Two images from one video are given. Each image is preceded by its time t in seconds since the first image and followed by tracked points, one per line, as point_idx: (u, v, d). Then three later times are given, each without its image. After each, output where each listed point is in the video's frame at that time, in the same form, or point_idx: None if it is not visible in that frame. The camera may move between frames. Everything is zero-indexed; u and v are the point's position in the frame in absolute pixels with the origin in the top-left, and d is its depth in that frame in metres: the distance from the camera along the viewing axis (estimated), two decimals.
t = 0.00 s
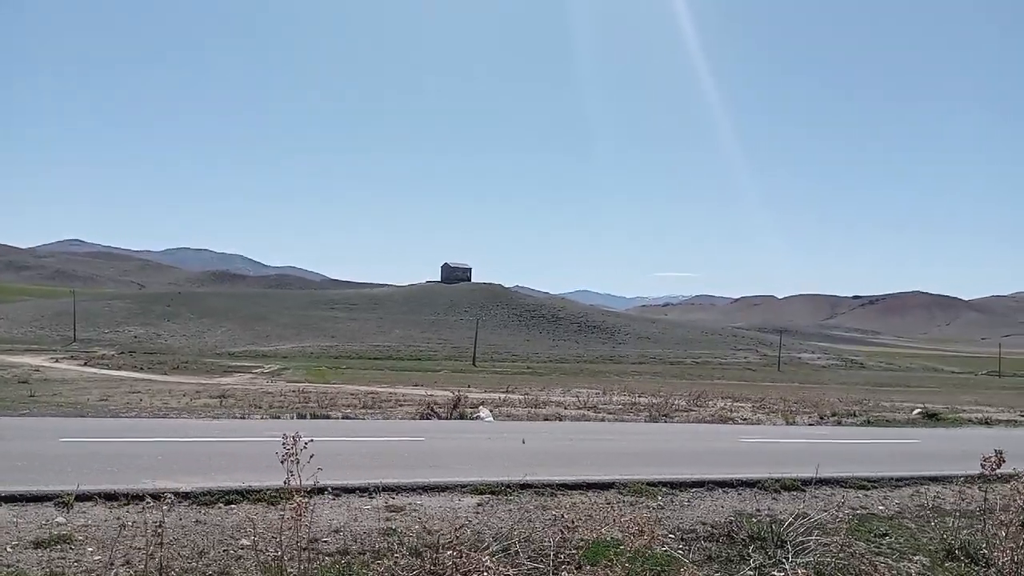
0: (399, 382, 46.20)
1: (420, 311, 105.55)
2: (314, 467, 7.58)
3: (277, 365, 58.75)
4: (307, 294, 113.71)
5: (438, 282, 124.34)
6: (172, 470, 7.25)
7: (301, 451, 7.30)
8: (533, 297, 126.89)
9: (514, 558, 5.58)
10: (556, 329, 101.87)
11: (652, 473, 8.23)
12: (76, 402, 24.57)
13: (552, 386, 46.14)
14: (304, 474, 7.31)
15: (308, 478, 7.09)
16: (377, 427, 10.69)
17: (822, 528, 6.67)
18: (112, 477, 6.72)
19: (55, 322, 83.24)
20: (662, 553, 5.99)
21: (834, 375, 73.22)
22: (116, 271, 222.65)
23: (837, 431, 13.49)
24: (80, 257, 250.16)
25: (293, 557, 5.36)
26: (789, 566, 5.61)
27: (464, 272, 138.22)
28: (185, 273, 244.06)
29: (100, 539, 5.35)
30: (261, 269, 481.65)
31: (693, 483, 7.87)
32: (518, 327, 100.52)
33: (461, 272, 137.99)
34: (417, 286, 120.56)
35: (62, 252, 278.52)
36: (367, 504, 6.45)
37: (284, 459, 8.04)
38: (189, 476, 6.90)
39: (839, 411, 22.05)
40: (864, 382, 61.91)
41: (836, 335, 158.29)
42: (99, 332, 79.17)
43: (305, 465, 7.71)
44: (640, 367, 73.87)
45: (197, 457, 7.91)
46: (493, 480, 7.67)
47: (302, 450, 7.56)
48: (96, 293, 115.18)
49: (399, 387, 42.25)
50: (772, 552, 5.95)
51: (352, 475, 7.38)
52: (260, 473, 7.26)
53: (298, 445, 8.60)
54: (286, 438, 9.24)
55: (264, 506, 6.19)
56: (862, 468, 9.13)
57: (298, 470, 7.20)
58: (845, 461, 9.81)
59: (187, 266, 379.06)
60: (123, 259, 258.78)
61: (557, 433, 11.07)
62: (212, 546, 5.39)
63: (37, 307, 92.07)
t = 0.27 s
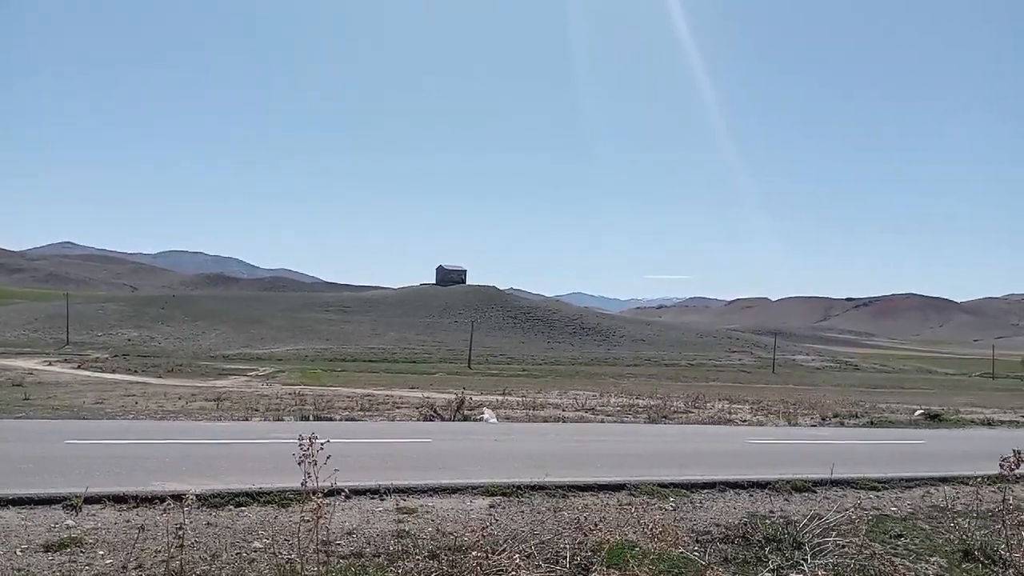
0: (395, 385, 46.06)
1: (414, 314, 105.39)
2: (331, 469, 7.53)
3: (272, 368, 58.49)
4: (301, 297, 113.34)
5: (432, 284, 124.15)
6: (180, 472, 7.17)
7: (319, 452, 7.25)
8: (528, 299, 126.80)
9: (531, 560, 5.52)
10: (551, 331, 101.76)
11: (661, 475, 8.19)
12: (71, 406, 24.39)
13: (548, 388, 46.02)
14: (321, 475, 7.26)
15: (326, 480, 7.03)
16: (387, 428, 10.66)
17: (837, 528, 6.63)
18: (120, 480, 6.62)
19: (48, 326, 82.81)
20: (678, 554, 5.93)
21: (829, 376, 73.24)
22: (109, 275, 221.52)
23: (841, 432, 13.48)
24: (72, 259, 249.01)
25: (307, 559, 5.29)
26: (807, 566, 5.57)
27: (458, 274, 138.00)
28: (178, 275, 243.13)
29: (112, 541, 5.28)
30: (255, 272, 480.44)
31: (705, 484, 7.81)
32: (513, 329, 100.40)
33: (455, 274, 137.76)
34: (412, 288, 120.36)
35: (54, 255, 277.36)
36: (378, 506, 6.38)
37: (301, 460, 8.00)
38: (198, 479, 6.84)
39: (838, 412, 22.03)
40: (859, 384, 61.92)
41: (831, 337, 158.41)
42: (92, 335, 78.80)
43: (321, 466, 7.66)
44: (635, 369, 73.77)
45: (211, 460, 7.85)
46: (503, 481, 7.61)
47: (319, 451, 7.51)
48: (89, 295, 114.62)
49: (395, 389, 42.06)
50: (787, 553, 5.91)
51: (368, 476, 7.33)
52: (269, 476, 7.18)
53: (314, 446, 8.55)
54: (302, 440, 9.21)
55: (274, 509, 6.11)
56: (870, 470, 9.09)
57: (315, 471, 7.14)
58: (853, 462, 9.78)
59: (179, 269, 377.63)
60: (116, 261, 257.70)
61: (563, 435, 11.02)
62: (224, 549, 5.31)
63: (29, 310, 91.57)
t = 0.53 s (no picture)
0: (387, 383, 45.91)
1: (406, 312, 105.13)
2: (350, 467, 7.43)
3: (263, 366, 58.22)
4: (292, 295, 112.93)
5: (424, 282, 123.91)
6: (185, 471, 7.06)
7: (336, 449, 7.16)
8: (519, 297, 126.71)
9: (547, 559, 5.44)
10: (542, 329, 101.72)
11: (671, 472, 8.12)
12: (62, 405, 24.15)
13: (541, 386, 45.97)
14: (340, 473, 7.17)
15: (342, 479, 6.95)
16: (395, 428, 10.57)
17: (850, 525, 6.58)
18: (125, 480, 6.50)
19: (36, 325, 82.21)
20: (694, 552, 5.86)
21: (820, 373, 73.46)
22: (97, 273, 220.17)
23: (844, 429, 13.47)
24: (59, 258, 247.46)
25: (320, 560, 5.19)
26: (825, 563, 5.51)
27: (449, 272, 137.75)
28: (167, 274, 241.85)
29: (119, 543, 5.17)
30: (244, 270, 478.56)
31: (715, 481, 7.74)
32: (505, 327, 100.31)
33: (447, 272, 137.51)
34: (403, 286, 120.12)
35: (41, 254, 275.79)
36: (388, 505, 6.29)
37: (320, 459, 7.90)
38: (204, 478, 6.73)
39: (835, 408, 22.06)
40: (851, 381, 62.11)
41: (821, 334, 159.03)
42: (81, 334, 78.29)
43: (340, 464, 7.58)
44: (627, 367, 73.80)
45: (221, 458, 7.74)
46: (512, 479, 7.52)
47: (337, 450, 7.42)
48: (77, 295, 113.84)
49: (388, 388, 41.91)
50: (804, 549, 5.85)
51: (380, 475, 7.25)
52: (276, 474, 7.09)
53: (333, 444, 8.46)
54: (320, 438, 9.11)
55: (283, 508, 6.01)
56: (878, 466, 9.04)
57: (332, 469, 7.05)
58: (858, 459, 9.76)
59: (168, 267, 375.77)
60: (104, 260, 256.23)
61: (566, 433, 10.95)
62: (235, 550, 5.22)
63: (17, 309, 90.85)
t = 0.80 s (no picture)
0: (386, 384, 45.90)
1: (403, 313, 105.11)
2: (369, 473, 7.38)
3: (262, 368, 58.12)
4: (289, 297, 112.84)
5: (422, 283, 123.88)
6: (199, 476, 7.01)
7: (359, 454, 7.11)
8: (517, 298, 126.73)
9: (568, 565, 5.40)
10: (541, 330, 101.74)
11: (684, 475, 8.10)
12: (62, 408, 24.08)
13: (540, 387, 45.97)
14: (362, 479, 7.11)
15: (359, 484, 6.91)
16: (405, 430, 10.52)
17: (867, 529, 6.55)
18: (138, 485, 6.46)
19: (34, 327, 82.05)
20: (712, 557, 5.83)
21: (818, 373, 73.57)
22: (94, 275, 219.91)
23: (850, 430, 13.48)
24: (56, 260, 247.21)
25: (339, 565, 5.16)
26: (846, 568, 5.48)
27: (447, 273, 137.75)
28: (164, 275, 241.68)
29: (136, 549, 5.13)
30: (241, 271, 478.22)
31: (729, 485, 7.72)
32: (503, 328, 100.35)
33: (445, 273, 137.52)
34: (401, 287, 120.10)
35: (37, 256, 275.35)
36: (404, 511, 6.24)
37: (345, 464, 7.85)
38: (218, 483, 6.69)
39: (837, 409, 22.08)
40: (848, 381, 62.28)
41: (818, 334, 159.25)
42: (79, 336, 78.14)
43: (363, 470, 7.53)
44: (625, 367, 73.85)
45: (234, 463, 7.68)
46: (525, 483, 7.49)
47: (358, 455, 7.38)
48: (74, 296, 113.68)
49: (388, 389, 41.88)
50: (824, 555, 5.82)
51: (395, 479, 7.21)
52: (290, 479, 7.06)
53: (358, 450, 8.41)
54: (343, 442, 9.07)
55: (299, 513, 5.96)
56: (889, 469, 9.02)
57: (351, 475, 7.01)
58: (869, 461, 9.74)
59: (165, 269, 375.30)
60: (101, 261, 256.08)
61: (575, 436, 10.94)
62: (253, 556, 5.18)
63: (14, 312, 90.64)
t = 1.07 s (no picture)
0: (374, 380, 45.76)
1: (391, 309, 104.81)
2: (375, 468, 7.34)
3: (249, 365, 57.87)
4: (276, 293, 112.34)
5: (409, 279, 123.61)
6: (199, 472, 6.93)
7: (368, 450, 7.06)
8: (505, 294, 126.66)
9: (577, 559, 5.37)
10: (528, 326, 101.75)
11: (687, 470, 8.08)
12: (49, 405, 23.86)
13: (530, 383, 46.00)
14: (367, 475, 7.06)
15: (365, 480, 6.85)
16: (405, 425, 10.45)
17: (873, 522, 6.54)
18: (140, 482, 6.37)
19: (17, 323, 81.32)
20: (721, 551, 5.81)
21: (805, 369, 73.95)
22: (78, 271, 218.29)
23: (845, 424, 13.52)
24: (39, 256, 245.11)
25: (347, 563, 5.09)
26: (856, 561, 5.47)
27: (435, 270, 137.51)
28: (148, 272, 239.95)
29: (140, 546, 5.05)
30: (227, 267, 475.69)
31: (732, 479, 7.72)
32: (491, 324, 100.32)
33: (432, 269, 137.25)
34: (389, 284, 119.79)
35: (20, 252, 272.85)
36: (410, 506, 6.19)
37: (348, 461, 7.79)
38: (220, 480, 6.61)
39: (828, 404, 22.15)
40: (834, 376, 62.58)
41: (803, 330, 160.13)
42: (63, 333, 77.53)
43: (367, 467, 7.47)
44: (612, 363, 73.94)
45: (238, 459, 7.61)
46: (528, 478, 7.45)
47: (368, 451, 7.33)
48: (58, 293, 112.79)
49: (377, 386, 41.79)
50: (832, 547, 5.81)
51: (400, 474, 7.16)
52: (293, 474, 6.98)
53: (361, 446, 8.36)
54: (345, 437, 9.01)
55: (304, 510, 5.91)
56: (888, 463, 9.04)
57: (356, 471, 6.96)
58: (867, 456, 9.78)
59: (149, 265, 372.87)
60: (85, 257, 254.06)
61: (573, 431, 10.91)
62: (261, 552, 5.12)
63: None
